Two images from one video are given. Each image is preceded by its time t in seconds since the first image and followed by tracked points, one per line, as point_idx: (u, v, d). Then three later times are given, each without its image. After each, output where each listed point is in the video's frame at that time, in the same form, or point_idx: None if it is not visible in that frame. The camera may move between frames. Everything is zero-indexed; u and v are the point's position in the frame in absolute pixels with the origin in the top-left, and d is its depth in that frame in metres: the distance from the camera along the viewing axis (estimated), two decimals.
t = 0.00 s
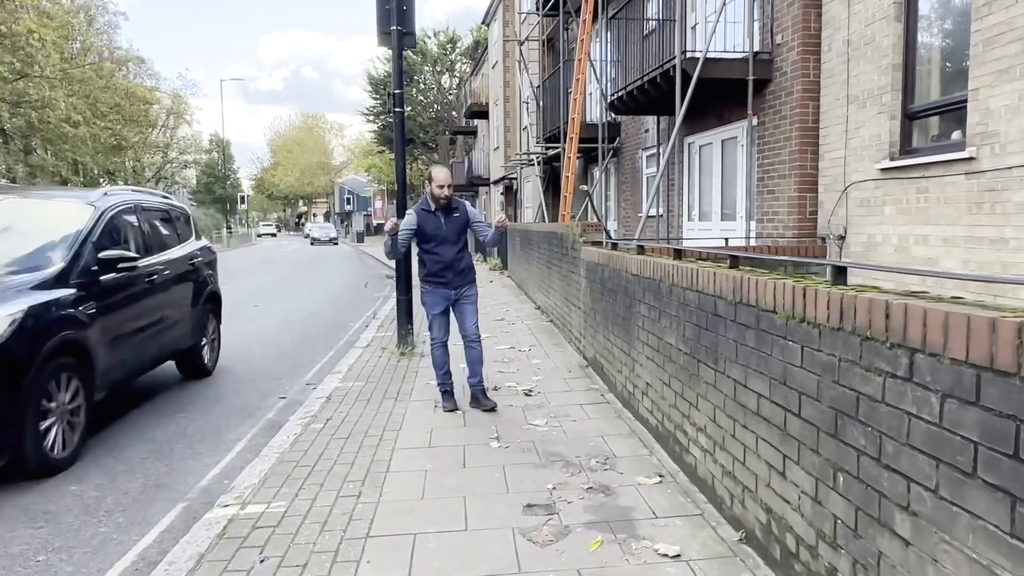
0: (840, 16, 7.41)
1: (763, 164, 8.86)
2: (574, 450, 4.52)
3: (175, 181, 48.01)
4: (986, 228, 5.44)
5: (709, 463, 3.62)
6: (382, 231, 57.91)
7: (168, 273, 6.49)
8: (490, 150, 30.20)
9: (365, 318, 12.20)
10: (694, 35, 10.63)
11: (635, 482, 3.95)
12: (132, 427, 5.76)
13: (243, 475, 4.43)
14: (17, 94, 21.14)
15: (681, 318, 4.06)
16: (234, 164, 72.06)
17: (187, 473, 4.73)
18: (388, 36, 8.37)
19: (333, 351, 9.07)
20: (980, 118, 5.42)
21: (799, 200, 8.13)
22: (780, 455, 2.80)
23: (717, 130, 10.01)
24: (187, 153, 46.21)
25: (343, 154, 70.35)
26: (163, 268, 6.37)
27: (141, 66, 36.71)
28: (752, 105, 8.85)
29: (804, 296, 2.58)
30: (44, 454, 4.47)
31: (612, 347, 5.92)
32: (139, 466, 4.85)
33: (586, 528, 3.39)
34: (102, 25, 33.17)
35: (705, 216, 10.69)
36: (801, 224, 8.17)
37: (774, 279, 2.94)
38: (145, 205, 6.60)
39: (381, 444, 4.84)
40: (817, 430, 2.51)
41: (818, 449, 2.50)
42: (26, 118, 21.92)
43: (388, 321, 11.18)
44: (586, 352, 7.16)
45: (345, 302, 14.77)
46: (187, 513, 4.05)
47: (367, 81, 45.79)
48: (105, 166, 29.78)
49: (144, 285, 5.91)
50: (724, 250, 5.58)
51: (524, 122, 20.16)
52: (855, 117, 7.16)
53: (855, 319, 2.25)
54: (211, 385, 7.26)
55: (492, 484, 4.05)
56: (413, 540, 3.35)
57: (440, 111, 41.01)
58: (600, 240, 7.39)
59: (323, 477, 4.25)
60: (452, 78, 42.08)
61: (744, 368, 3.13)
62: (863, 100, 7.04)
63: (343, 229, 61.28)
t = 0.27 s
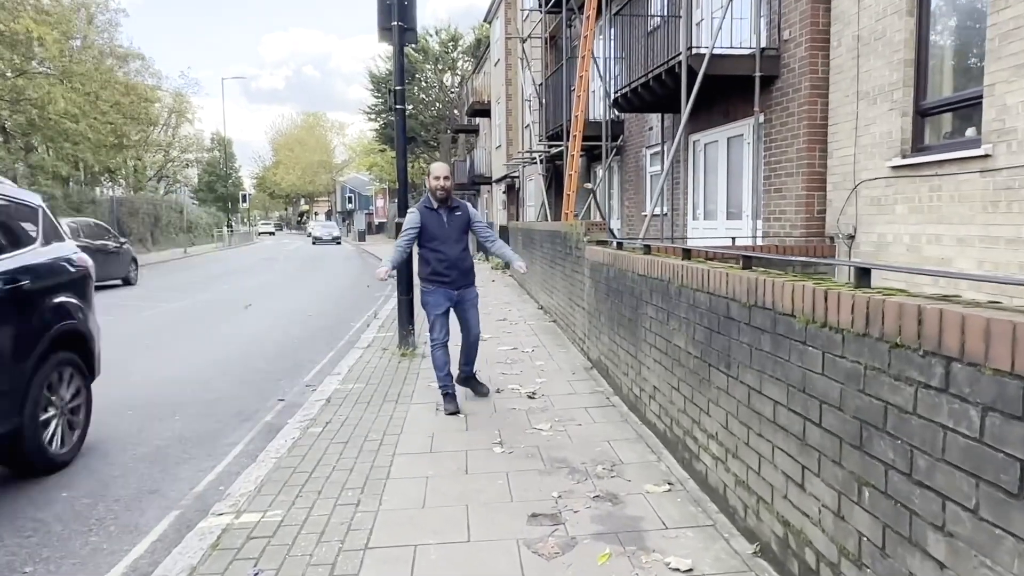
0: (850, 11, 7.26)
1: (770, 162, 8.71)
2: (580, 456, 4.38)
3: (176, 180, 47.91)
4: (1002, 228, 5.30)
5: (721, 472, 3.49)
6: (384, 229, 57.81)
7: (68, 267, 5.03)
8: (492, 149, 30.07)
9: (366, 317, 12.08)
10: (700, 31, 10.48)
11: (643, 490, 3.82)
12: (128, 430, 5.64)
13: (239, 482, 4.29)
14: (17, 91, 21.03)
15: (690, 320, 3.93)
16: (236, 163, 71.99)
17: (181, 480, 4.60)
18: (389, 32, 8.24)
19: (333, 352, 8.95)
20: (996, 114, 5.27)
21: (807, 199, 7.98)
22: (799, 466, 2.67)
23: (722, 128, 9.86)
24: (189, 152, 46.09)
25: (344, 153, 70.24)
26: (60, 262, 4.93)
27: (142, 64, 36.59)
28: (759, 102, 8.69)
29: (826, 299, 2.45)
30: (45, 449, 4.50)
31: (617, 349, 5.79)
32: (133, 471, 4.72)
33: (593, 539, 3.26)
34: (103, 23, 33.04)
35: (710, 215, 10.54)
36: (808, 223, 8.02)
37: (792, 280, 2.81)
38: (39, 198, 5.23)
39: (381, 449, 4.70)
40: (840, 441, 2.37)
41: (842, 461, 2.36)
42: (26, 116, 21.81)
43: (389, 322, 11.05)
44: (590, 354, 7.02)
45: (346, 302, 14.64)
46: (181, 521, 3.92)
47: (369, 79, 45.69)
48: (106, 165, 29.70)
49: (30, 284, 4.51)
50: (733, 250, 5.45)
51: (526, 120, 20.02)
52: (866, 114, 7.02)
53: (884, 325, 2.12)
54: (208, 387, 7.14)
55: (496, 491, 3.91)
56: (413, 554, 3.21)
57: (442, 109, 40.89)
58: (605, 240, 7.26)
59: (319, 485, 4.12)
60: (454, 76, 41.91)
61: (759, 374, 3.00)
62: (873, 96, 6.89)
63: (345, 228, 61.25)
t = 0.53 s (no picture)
0: (856, 4, 7.11)
1: (774, 159, 8.57)
2: (581, 460, 4.25)
3: (175, 178, 47.70)
4: (1014, 225, 5.16)
5: (728, 477, 3.35)
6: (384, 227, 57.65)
7: None
8: (492, 146, 29.91)
9: (364, 316, 11.96)
10: (702, 26, 10.33)
11: (647, 496, 3.68)
12: (118, 432, 5.51)
13: (229, 486, 4.17)
14: (14, 89, 20.89)
15: (694, 320, 3.80)
16: (236, 161, 71.88)
17: (170, 484, 4.47)
18: (386, 26, 8.10)
19: (330, 351, 8.82)
20: (1009, 108, 5.13)
21: (811, 196, 7.84)
22: (811, 474, 2.53)
23: (725, 124, 9.72)
24: (188, 149, 45.88)
25: (344, 150, 70.05)
26: None
27: (140, 61, 36.39)
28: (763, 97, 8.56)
29: (842, 299, 2.31)
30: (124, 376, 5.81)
31: (619, 349, 5.65)
32: (122, 474, 4.60)
33: (594, 549, 3.13)
34: (102, 20, 32.84)
35: (712, 213, 10.40)
36: (813, 221, 7.89)
37: (803, 279, 2.67)
38: None
39: (376, 453, 4.57)
40: (857, 449, 2.23)
41: (859, 471, 2.22)
42: (23, 114, 21.67)
43: (387, 321, 10.92)
44: (591, 354, 6.89)
45: (344, 301, 14.52)
46: (167, 527, 3.80)
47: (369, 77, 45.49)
48: (105, 162, 29.59)
49: None
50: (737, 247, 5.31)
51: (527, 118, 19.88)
52: (872, 109, 6.88)
53: (905, 326, 1.98)
54: (202, 387, 7.01)
55: (493, 496, 3.79)
56: (407, 564, 3.08)
57: (442, 106, 40.69)
58: (606, 237, 7.13)
59: (312, 490, 3.99)
60: (454, 73, 41.71)
61: (768, 377, 2.87)
62: (880, 91, 6.75)
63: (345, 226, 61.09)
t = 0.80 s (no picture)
0: None
1: (776, 154, 8.43)
2: (577, 464, 4.11)
3: (173, 175, 47.49)
4: None
5: (729, 484, 3.22)
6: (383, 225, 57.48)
7: None
8: (491, 144, 29.75)
9: (360, 315, 11.82)
10: (702, 20, 10.17)
11: (644, 503, 3.54)
12: (101, 434, 5.37)
13: (213, 492, 4.03)
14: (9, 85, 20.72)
15: (695, 320, 3.66)
16: (234, 158, 71.60)
17: (152, 489, 4.33)
18: (380, 19, 7.94)
19: (324, 350, 8.68)
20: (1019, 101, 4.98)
21: (813, 192, 7.69)
22: (818, 484, 2.39)
23: (725, 120, 9.57)
24: (187, 146, 45.65)
25: (344, 148, 69.86)
26: None
27: (138, 58, 36.18)
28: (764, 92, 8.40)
29: (852, 299, 2.16)
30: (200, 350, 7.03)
31: (617, 349, 5.52)
32: (102, 479, 4.46)
33: (590, 560, 2.99)
34: (99, 16, 32.64)
35: (713, 210, 10.25)
36: (815, 218, 7.74)
37: (809, 277, 2.54)
38: None
39: (365, 456, 4.42)
40: (869, 459, 2.09)
41: (870, 482, 2.08)
42: (18, 111, 21.51)
43: (383, 319, 10.78)
44: (589, 353, 6.76)
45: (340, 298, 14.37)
46: (147, 535, 3.66)
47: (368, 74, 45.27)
48: (101, 159, 29.36)
49: None
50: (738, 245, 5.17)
51: (525, 114, 19.72)
52: (876, 103, 6.73)
53: (922, 329, 1.83)
54: (192, 387, 6.87)
55: (486, 503, 3.65)
56: None
57: (441, 103, 40.50)
58: (604, 235, 6.99)
59: (298, 496, 3.85)
60: (453, 70, 41.50)
61: (772, 380, 2.73)
62: (884, 85, 6.61)
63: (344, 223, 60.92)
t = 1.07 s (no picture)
0: None
1: (777, 152, 8.30)
2: (573, 471, 3.98)
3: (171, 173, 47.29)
4: None
5: (731, 495, 3.09)
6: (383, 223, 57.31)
7: None
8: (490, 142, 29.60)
9: (356, 314, 11.69)
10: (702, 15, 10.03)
11: (643, 513, 3.41)
12: (86, 439, 5.23)
13: (197, 500, 3.90)
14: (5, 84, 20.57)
15: (695, 323, 3.52)
16: (234, 157, 71.42)
17: (135, 497, 4.20)
18: (374, 14, 7.80)
19: (319, 350, 8.56)
20: None
21: (816, 190, 7.55)
22: (826, 499, 2.26)
23: (726, 116, 9.43)
24: (186, 145, 45.43)
25: (343, 146, 69.66)
26: None
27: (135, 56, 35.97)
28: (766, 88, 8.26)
29: (863, 304, 2.04)
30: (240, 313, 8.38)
31: (615, 350, 5.38)
32: (85, 486, 4.33)
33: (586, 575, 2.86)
34: (97, 14, 32.44)
35: (713, 208, 10.11)
36: (818, 217, 7.60)
37: (815, 279, 2.41)
38: None
39: (355, 463, 4.29)
40: (881, 475, 1.96)
41: (883, 500, 1.95)
42: (14, 109, 21.36)
43: (379, 319, 10.64)
44: (587, 354, 6.63)
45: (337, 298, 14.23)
46: (128, 546, 3.53)
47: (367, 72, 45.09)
48: (98, 157, 29.21)
49: None
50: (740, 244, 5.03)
51: (524, 111, 19.57)
52: (881, 100, 6.59)
53: (940, 337, 1.71)
54: (182, 389, 6.73)
55: (479, 513, 3.52)
56: None
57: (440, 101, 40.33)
58: (603, 234, 6.86)
59: (285, 505, 3.72)
60: (452, 68, 41.32)
61: (777, 387, 2.60)
62: (888, 80, 6.47)
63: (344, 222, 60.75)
